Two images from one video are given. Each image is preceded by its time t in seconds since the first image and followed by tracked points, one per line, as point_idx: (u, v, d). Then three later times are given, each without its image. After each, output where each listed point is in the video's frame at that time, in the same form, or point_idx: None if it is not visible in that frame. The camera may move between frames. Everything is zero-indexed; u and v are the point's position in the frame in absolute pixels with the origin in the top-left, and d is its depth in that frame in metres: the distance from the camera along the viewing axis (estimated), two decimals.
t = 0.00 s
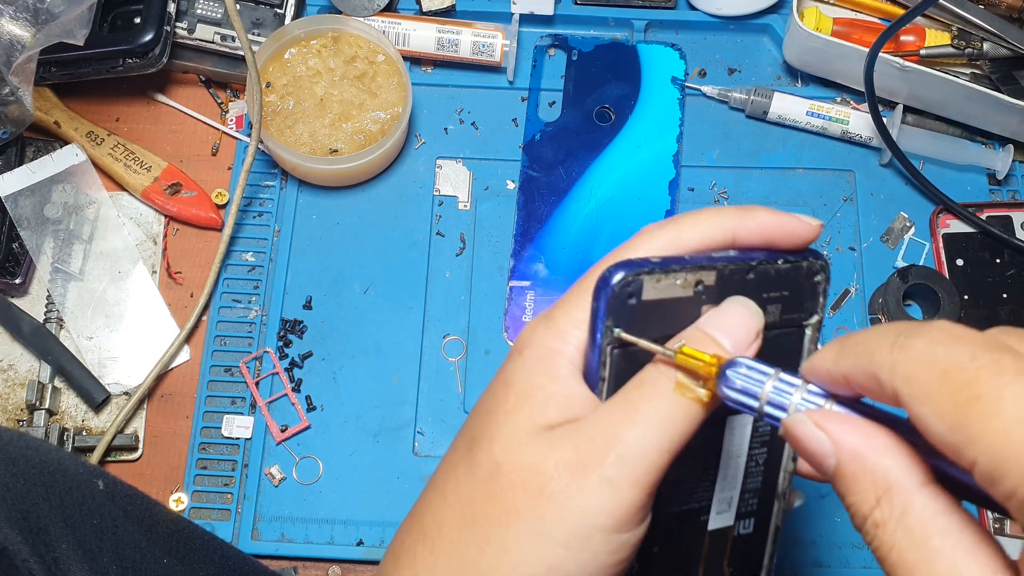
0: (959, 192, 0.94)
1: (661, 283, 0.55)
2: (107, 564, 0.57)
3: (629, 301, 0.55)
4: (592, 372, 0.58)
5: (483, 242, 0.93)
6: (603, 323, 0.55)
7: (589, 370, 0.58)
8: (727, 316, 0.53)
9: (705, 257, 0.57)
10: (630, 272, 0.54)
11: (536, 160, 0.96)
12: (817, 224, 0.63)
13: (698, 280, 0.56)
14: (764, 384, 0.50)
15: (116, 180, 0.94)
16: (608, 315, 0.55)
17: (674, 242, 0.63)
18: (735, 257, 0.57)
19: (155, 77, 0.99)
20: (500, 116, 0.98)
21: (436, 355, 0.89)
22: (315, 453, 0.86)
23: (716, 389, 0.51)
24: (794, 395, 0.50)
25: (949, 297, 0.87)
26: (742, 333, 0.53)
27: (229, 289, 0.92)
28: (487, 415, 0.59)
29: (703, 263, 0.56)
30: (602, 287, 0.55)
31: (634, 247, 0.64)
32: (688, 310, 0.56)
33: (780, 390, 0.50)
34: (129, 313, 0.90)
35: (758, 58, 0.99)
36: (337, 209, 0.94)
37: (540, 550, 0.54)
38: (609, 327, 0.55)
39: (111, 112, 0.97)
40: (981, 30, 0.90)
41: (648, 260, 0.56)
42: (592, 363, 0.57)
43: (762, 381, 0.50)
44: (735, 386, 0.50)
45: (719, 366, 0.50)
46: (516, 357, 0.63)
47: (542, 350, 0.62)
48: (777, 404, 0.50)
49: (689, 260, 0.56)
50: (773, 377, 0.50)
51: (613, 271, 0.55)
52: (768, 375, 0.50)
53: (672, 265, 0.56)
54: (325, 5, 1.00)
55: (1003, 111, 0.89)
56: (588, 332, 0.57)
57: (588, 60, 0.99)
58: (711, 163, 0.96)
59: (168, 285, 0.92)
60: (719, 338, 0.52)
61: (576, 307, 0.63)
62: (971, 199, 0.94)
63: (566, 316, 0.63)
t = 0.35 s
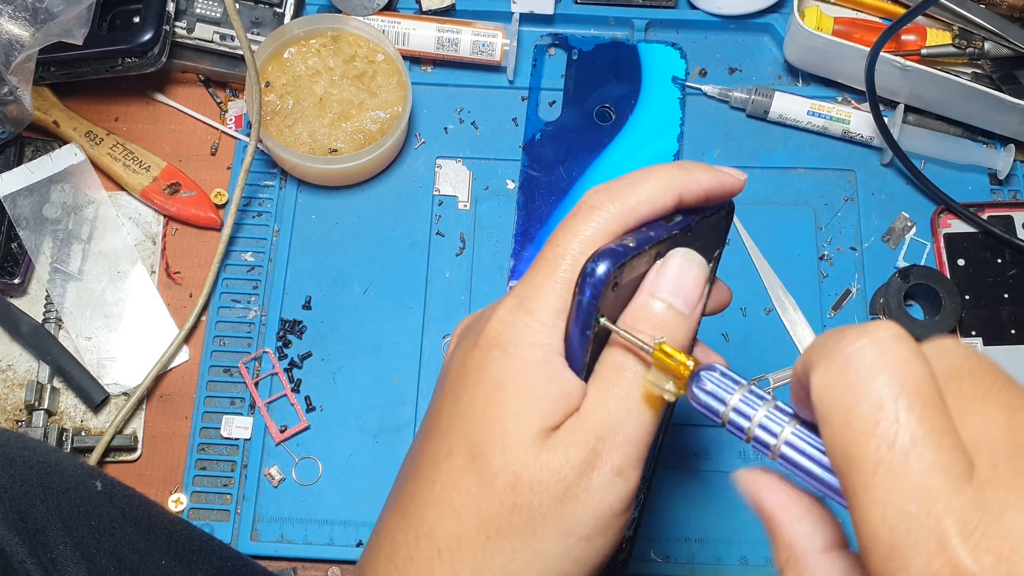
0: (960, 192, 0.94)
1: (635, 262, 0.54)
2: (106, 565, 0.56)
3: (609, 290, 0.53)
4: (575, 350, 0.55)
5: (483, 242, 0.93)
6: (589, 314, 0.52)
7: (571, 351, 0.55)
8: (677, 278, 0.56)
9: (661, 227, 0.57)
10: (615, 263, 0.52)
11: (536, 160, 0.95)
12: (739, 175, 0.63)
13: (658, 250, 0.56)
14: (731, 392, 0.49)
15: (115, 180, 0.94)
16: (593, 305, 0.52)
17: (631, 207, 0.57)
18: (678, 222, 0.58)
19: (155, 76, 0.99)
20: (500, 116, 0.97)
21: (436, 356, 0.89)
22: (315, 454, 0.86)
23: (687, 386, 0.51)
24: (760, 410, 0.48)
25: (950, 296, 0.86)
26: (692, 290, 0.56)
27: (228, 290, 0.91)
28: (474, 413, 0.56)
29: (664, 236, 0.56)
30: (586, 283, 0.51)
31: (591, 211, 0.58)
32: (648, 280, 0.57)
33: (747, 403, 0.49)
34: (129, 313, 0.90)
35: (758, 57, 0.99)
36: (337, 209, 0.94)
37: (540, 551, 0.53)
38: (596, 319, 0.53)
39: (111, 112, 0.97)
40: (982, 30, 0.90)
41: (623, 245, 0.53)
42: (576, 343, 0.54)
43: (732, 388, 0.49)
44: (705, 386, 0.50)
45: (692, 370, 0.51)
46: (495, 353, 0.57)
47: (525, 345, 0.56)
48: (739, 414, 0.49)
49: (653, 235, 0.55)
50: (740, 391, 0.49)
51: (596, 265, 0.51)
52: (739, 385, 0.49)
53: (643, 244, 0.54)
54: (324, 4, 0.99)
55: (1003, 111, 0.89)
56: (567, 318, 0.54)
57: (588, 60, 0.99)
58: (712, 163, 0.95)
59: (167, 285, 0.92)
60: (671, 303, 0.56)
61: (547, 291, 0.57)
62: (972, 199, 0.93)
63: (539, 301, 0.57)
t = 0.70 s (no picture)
0: (960, 192, 0.94)
1: (641, 269, 0.54)
2: (107, 564, 0.56)
3: (616, 295, 0.53)
4: (582, 353, 0.55)
5: (483, 242, 0.93)
6: (598, 318, 0.52)
7: (578, 354, 0.55)
8: (684, 281, 0.56)
9: (671, 231, 0.57)
10: (623, 268, 0.52)
11: (536, 160, 0.95)
12: (753, 190, 0.63)
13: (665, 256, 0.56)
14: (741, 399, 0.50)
15: (115, 180, 0.94)
16: (602, 312, 0.52)
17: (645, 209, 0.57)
18: (688, 226, 0.58)
19: (155, 76, 0.99)
20: (500, 116, 0.97)
21: (436, 355, 0.89)
22: (315, 454, 0.86)
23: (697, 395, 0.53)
24: (772, 416, 0.50)
25: (950, 295, 0.87)
26: (698, 297, 0.56)
27: (229, 289, 0.91)
28: (477, 414, 0.56)
29: (674, 240, 0.56)
30: (593, 286, 0.51)
31: (601, 212, 0.57)
32: (654, 284, 0.57)
33: (758, 409, 0.50)
34: (129, 313, 0.90)
35: (758, 57, 0.99)
36: (337, 209, 0.94)
37: (541, 551, 0.53)
38: (602, 323, 0.53)
39: (111, 112, 0.97)
40: (982, 30, 0.90)
41: (630, 249, 0.53)
42: (583, 346, 0.55)
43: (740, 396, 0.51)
44: (714, 396, 0.51)
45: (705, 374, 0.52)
46: (501, 355, 0.57)
47: (533, 347, 0.56)
48: (751, 421, 0.50)
49: (662, 239, 0.56)
50: (751, 397, 0.50)
51: (603, 268, 0.51)
52: (748, 393, 0.51)
53: (652, 248, 0.54)
54: (324, 4, 0.99)
55: (1003, 111, 0.89)
56: (573, 321, 0.54)
57: (588, 60, 0.99)
58: (712, 162, 0.95)
59: (167, 285, 0.92)
60: (677, 306, 0.56)
61: (556, 294, 0.56)
62: (972, 199, 0.93)
63: (547, 303, 0.56)
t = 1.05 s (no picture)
0: (960, 192, 0.94)
1: (644, 269, 0.54)
2: (107, 564, 0.57)
3: (618, 295, 0.53)
4: (584, 352, 0.55)
5: (483, 242, 0.93)
6: (599, 319, 0.52)
7: (580, 354, 0.55)
8: (686, 282, 0.55)
9: (674, 232, 0.57)
10: (625, 268, 0.51)
11: (536, 160, 0.95)
12: (758, 192, 0.64)
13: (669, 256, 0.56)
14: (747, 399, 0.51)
15: (115, 180, 0.94)
16: (604, 312, 0.52)
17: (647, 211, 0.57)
18: (693, 226, 0.58)
19: (155, 76, 0.99)
20: (500, 116, 0.97)
21: (436, 355, 0.89)
22: (315, 454, 0.86)
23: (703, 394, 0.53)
24: (778, 415, 0.50)
25: (950, 296, 0.86)
26: (701, 298, 0.56)
27: (229, 289, 0.91)
28: (476, 414, 0.56)
29: (677, 240, 0.56)
30: (595, 286, 0.51)
31: (604, 212, 0.57)
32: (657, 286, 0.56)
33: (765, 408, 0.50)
34: (129, 313, 0.90)
35: (758, 57, 0.99)
36: (337, 209, 0.94)
37: (542, 551, 0.53)
38: (604, 323, 0.53)
39: (111, 112, 0.97)
40: (982, 30, 0.90)
41: (634, 249, 0.53)
42: (585, 346, 0.54)
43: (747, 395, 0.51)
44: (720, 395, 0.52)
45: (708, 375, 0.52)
46: (503, 355, 0.57)
47: (535, 348, 0.56)
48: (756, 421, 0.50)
49: (665, 239, 0.56)
50: (757, 396, 0.51)
51: (605, 269, 0.51)
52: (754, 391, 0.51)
53: (654, 248, 0.54)
54: (325, 4, 0.99)
55: (1003, 111, 0.89)
56: (576, 322, 0.54)
57: (588, 60, 0.99)
58: (712, 163, 0.95)
59: (167, 285, 0.92)
60: (679, 307, 0.56)
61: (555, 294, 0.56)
62: (972, 199, 0.93)
63: (548, 304, 0.56)
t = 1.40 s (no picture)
0: (960, 192, 0.94)
1: (651, 268, 0.54)
2: (106, 565, 0.57)
3: (627, 294, 0.53)
4: (593, 349, 0.55)
5: (483, 242, 0.93)
6: (608, 315, 0.52)
7: (589, 350, 0.55)
8: (694, 281, 0.55)
9: (682, 234, 0.57)
10: (634, 267, 0.52)
11: (536, 160, 0.95)
12: (763, 197, 0.64)
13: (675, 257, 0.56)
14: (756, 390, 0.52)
15: (115, 180, 0.94)
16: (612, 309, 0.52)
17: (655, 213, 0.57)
18: (698, 229, 0.58)
19: (155, 77, 0.99)
20: (500, 116, 0.97)
21: (436, 355, 0.89)
22: (315, 454, 0.86)
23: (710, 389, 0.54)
24: (783, 406, 0.52)
25: (950, 296, 0.86)
26: (708, 297, 0.56)
27: (229, 289, 0.91)
28: (476, 415, 0.56)
29: (684, 241, 0.56)
30: (605, 284, 0.51)
31: (615, 212, 0.57)
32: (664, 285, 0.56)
33: (771, 400, 0.52)
34: (129, 313, 0.90)
35: (758, 57, 0.99)
36: (337, 209, 0.94)
37: (543, 551, 0.53)
38: (613, 321, 0.53)
39: (111, 112, 0.97)
40: (982, 30, 0.89)
41: (642, 249, 0.53)
42: (594, 343, 0.54)
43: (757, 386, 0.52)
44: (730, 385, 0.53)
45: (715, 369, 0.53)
46: (515, 349, 0.57)
47: (546, 342, 0.56)
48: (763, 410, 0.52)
49: (673, 241, 0.56)
50: (764, 389, 0.52)
51: (615, 267, 0.51)
52: (762, 383, 0.53)
53: (663, 248, 0.54)
54: (325, 4, 0.99)
55: (1004, 111, 0.89)
56: (585, 319, 0.54)
57: (588, 60, 0.99)
58: (711, 163, 0.95)
59: (168, 285, 0.92)
60: (686, 306, 0.56)
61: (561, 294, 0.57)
62: (972, 199, 0.93)
63: (560, 301, 0.56)
